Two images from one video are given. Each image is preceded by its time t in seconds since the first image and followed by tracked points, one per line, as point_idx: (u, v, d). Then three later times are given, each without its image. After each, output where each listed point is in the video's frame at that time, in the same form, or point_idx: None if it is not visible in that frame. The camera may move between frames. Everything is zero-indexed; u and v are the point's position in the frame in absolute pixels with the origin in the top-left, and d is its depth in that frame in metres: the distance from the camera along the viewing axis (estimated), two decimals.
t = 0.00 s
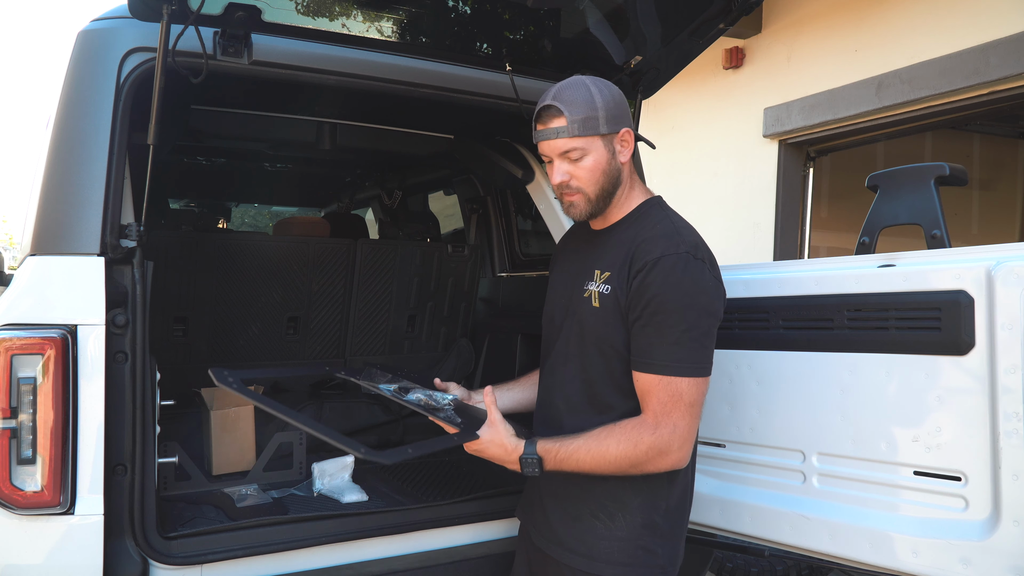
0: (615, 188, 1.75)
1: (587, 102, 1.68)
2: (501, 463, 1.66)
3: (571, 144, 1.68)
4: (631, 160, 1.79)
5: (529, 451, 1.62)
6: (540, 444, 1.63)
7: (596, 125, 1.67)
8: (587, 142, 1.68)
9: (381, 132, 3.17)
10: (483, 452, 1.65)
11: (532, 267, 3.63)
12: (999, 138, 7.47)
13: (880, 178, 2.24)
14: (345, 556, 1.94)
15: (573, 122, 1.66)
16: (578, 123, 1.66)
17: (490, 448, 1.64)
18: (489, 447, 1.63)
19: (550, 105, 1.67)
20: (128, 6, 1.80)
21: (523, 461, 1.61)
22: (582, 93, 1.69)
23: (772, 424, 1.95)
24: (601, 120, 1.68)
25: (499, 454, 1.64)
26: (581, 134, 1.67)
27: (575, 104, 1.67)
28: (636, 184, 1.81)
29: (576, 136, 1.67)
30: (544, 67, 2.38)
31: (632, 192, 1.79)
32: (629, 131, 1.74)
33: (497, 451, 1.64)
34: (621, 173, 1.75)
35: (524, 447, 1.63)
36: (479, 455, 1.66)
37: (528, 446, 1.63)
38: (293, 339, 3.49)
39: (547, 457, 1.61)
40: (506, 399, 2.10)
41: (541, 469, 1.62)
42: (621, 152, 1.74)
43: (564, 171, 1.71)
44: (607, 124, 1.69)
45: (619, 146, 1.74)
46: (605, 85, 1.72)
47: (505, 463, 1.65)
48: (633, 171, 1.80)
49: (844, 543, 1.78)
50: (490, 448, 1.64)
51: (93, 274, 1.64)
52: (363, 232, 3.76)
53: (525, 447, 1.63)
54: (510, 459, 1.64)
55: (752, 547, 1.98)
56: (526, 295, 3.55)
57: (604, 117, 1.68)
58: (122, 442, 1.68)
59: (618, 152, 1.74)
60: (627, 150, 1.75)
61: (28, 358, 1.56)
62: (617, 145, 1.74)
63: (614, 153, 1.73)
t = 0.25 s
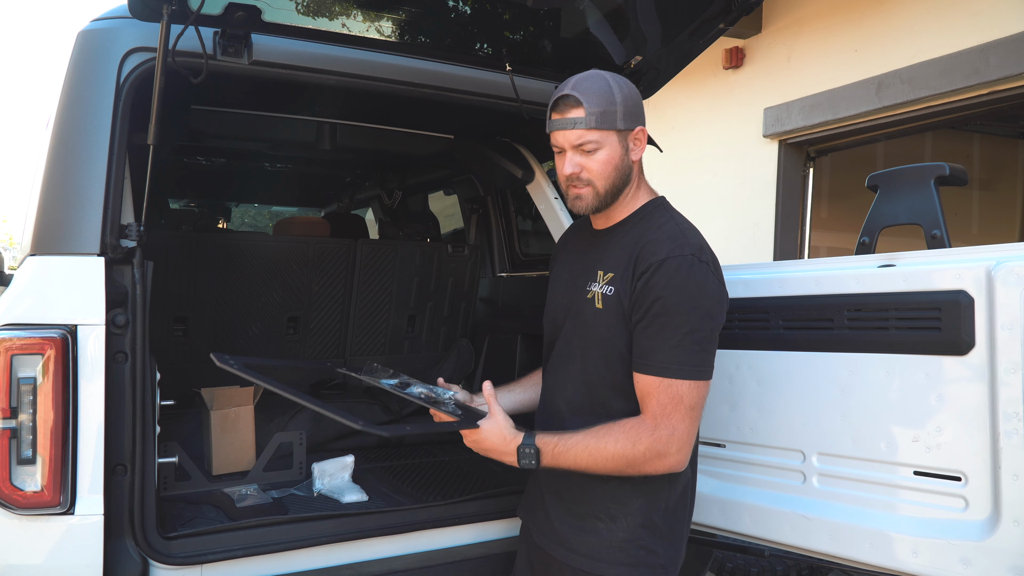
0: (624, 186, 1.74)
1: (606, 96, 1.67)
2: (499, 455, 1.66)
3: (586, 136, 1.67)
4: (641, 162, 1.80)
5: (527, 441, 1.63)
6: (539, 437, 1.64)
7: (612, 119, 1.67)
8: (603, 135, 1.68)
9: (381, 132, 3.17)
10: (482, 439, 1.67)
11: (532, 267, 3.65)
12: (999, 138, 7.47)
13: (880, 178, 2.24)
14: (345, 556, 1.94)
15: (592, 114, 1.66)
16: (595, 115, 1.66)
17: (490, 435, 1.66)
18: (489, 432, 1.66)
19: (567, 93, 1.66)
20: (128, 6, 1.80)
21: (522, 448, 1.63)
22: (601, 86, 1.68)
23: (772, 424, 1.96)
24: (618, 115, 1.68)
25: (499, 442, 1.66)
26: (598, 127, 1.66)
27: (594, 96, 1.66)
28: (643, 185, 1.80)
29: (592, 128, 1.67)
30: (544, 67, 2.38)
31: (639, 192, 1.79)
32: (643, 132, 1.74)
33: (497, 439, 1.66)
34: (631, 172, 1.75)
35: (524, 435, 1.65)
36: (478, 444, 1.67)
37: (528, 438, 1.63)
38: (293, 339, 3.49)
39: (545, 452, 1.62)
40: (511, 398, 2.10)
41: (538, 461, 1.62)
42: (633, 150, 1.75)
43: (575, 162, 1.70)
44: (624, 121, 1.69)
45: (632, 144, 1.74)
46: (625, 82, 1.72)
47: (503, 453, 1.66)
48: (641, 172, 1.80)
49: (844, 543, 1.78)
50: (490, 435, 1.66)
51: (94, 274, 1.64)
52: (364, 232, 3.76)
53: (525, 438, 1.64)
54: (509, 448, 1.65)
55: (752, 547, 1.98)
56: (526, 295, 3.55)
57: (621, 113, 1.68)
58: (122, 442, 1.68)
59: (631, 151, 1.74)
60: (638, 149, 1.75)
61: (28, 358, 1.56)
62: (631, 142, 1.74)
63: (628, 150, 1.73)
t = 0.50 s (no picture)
0: (628, 184, 1.74)
1: (621, 91, 1.67)
2: (501, 441, 1.67)
3: (597, 128, 1.68)
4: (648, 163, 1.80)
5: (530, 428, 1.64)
6: (544, 426, 1.65)
7: (624, 115, 1.67)
8: (614, 129, 1.68)
9: (380, 132, 3.17)
10: (487, 424, 1.68)
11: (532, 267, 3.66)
12: (999, 138, 7.47)
13: (880, 178, 2.24)
14: (345, 556, 1.94)
15: (605, 106, 1.66)
16: (607, 107, 1.66)
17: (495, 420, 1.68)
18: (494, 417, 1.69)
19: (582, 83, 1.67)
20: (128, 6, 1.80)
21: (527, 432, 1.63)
22: (616, 80, 1.69)
23: (771, 424, 1.96)
24: (630, 112, 1.68)
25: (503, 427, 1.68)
26: (609, 120, 1.66)
27: (608, 89, 1.67)
28: (647, 186, 1.80)
29: (603, 120, 1.67)
30: (544, 67, 2.38)
31: (642, 193, 1.79)
32: (653, 133, 1.75)
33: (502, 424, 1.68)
34: (637, 170, 1.75)
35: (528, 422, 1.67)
36: (482, 429, 1.68)
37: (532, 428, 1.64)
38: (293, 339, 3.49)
39: (546, 444, 1.62)
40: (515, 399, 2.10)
41: (540, 450, 1.62)
42: (641, 149, 1.74)
43: (582, 153, 1.70)
44: (635, 118, 1.69)
45: (641, 144, 1.74)
46: (642, 82, 1.72)
47: (507, 438, 1.67)
48: (647, 174, 1.80)
49: (844, 542, 1.78)
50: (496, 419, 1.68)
51: (94, 274, 1.64)
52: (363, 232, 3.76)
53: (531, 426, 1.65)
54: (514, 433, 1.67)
55: (752, 547, 1.98)
56: (526, 295, 3.55)
57: (633, 110, 1.68)
58: (122, 442, 1.68)
59: (639, 149, 1.74)
60: (647, 149, 1.75)
61: (28, 358, 1.56)
62: (640, 141, 1.74)
63: (637, 148, 1.73)
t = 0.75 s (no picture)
0: (631, 184, 1.73)
1: (626, 90, 1.68)
2: (503, 428, 1.70)
3: (603, 125, 1.68)
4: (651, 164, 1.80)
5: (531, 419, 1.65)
6: (545, 418, 1.66)
7: (629, 114, 1.67)
8: (619, 128, 1.68)
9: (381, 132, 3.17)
10: (490, 410, 1.72)
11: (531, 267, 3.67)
12: (999, 137, 7.46)
13: (880, 178, 2.24)
14: (345, 556, 1.94)
15: (610, 104, 1.66)
16: (613, 106, 1.66)
17: (498, 405, 1.72)
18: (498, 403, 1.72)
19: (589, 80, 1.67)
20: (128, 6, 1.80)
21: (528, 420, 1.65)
22: (623, 79, 1.69)
23: (771, 424, 1.96)
24: (635, 111, 1.68)
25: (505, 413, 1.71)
26: (614, 118, 1.67)
27: (615, 88, 1.67)
28: (650, 187, 1.80)
29: (609, 118, 1.67)
30: (544, 67, 2.39)
31: (644, 194, 1.79)
32: (657, 133, 1.75)
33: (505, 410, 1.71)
34: (640, 171, 1.75)
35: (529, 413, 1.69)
36: (485, 413, 1.72)
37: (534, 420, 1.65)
38: (293, 339, 3.49)
39: (546, 436, 1.63)
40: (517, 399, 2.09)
41: (540, 440, 1.64)
42: (645, 150, 1.74)
43: (586, 150, 1.70)
44: (640, 118, 1.69)
45: (645, 144, 1.74)
46: (649, 82, 1.73)
47: (508, 426, 1.70)
48: (649, 175, 1.80)
49: (844, 542, 1.78)
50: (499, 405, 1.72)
51: (94, 275, 1.64)
52: (363, 232, 3.76)
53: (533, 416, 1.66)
54: (516, 421, 1.70)
55: (752, 547, 1.98)
56: (526, 295, 3.55)
57: (638, 110, 1.69)
58: (122, 442, 1.68)
59: (643, 149, 1.74)
60: (651, 150, 1.75)
61: (28, 358, 1.56)
62: (644, 141, 1.74)
63: (641, 148, 1.73)
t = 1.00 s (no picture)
0: (633, 184, 1.73)
1: (633, 90, 1.68)
2: (505, 420, 1.70)
3: (608, 124, 1.68)
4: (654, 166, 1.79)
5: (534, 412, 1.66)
6: (547, 411, 1.67)
7: (635, 114, 1.67)
8: (625, 128, 1.68)
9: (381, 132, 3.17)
10: (493, 402, 1.72)
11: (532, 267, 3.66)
12: (999, 137, 7.46)
13: (880, 178, 2.24)
14: (345, 556, 1.94)
15: (617, 102, 1.66)
16: (619, 105, 1.66)
17: (501, 397, 1.72)
18: (500, 394, 1.73)
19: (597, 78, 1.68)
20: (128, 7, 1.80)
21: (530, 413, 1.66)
22: (630, 79, 1.69)
23: (771, 424, 1.96)
24: (641, 111, 1.68)
25: (507, 405, 1.71)
26: (619, 117, 1.67)
27: (622, 86, 1.67)
28: (652, 188, 1.80)
29: (615, 117, 1.67)
30: (544, 67, 2.39)
31: (646, 195, 1.78)
32: (662, 135, 1.75)
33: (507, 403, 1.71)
34: (643, 171, 1.74)
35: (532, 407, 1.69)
36: (487, 406, 1.72)
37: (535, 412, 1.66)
38: (293, 339, 3.49)
39: (547, 431, 1.64)
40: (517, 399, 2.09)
41: (540, 431, 1.65)
42: (649, 151, 1.74)
43: (590, 148, 1.70)
44: (646, 118, 1.69)
45: (649, 145, 1.74)
46: (656, 84, 1.73)
47: (509, 418, 1.70)
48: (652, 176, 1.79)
49: (844, 542, 1.78)
50: (502, 397, 1.72)
51: (94, 275, 1.64)
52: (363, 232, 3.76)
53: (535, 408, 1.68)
54: (518, 413, 1.70)
55: (752, 547, 1.98)
56: (526, 295, 3.55)
57: (644, 111, 1.69)
58: (122, 442, 1.68)
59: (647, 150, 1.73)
60: (655, 151, 1.75)
61: (28, 358, 1.56)
62: (649, 142, 1.74)
63: (646, 148, 1.73)
